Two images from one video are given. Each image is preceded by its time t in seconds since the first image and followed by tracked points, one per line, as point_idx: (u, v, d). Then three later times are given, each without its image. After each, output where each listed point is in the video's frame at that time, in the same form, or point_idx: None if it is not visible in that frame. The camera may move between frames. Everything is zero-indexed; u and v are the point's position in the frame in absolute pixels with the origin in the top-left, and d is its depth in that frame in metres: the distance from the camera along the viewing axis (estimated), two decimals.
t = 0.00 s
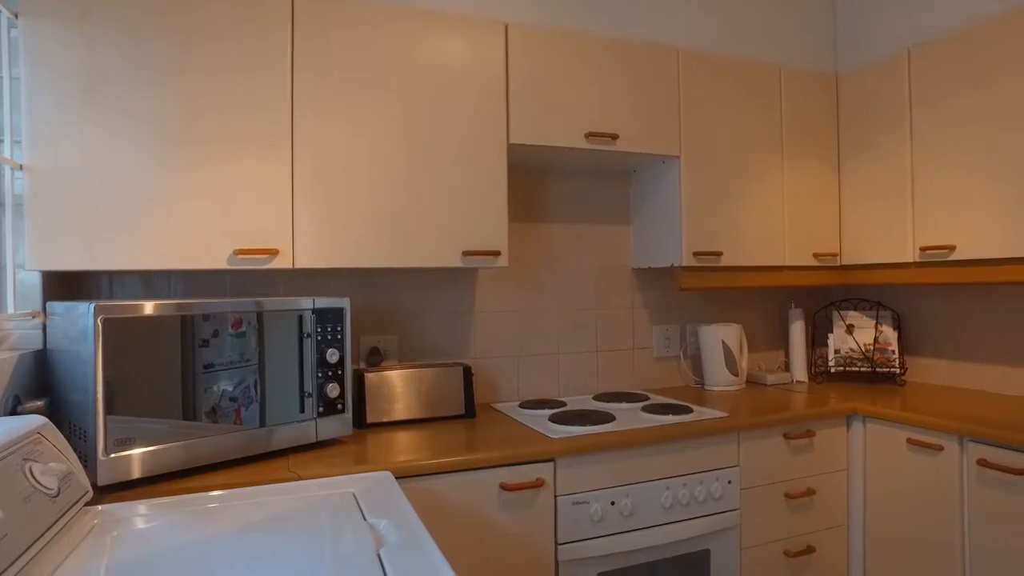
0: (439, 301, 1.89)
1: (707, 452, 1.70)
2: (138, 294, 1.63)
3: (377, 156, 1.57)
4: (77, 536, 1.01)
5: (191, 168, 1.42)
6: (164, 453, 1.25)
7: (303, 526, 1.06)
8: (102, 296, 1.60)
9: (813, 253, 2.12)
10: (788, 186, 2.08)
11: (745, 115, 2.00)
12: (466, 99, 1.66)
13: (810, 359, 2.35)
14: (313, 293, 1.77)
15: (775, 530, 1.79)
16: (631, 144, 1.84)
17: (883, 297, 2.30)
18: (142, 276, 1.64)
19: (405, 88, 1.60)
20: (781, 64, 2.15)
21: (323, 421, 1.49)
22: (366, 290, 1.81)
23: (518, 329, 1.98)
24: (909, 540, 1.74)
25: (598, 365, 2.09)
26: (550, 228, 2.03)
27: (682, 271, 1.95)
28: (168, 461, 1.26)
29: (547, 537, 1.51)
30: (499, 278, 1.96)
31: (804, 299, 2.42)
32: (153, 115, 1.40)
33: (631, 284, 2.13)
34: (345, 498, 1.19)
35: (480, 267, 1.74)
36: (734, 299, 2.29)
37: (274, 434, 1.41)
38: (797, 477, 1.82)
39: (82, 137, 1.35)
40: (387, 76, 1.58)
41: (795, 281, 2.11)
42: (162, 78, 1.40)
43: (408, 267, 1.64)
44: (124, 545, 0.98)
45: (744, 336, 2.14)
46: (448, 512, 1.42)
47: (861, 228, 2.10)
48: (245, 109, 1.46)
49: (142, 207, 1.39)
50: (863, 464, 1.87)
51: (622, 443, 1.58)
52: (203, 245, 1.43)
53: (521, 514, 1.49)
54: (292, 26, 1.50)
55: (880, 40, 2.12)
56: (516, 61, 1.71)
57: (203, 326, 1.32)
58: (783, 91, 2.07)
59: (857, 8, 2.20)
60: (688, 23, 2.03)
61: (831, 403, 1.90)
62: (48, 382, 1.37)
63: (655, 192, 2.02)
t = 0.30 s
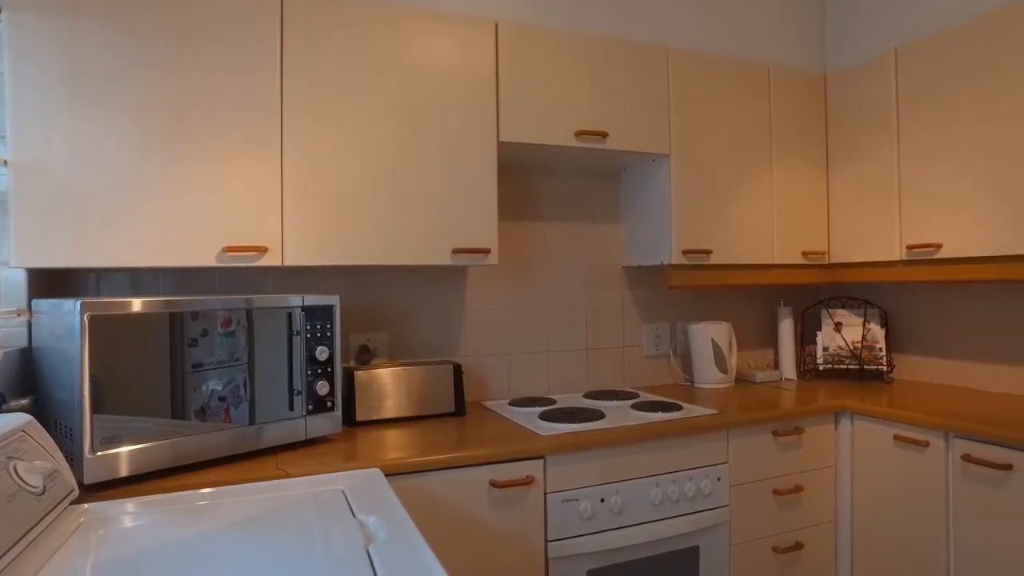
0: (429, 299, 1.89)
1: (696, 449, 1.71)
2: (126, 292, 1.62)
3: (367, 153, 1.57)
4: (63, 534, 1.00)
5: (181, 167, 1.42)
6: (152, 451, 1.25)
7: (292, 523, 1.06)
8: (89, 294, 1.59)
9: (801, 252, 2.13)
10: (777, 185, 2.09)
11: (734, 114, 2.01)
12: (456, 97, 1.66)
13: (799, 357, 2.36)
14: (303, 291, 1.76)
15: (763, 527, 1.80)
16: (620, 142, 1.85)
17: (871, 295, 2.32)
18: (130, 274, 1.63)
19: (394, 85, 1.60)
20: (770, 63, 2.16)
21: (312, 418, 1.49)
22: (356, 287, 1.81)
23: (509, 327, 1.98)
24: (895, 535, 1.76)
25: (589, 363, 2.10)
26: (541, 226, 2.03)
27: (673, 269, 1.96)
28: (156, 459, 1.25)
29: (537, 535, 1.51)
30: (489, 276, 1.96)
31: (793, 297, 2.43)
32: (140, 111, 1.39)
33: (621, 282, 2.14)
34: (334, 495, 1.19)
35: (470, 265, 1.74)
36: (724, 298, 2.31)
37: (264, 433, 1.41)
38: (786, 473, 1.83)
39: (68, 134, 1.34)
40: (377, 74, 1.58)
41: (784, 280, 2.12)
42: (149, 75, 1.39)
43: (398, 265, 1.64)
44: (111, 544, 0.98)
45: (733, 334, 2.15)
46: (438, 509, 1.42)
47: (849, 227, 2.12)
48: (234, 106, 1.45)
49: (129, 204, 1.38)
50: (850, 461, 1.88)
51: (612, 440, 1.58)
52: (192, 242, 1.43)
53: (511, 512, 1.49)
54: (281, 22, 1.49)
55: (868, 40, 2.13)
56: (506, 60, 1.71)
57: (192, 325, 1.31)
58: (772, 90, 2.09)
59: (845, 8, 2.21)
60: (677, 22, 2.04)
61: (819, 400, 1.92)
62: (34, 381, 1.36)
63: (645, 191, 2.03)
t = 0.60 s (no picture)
0: (418, 296, 1.89)
1: (685, 446, 1.72)
2: (112, 289, 1.61)
3: (356, 150, 1.57)
4: (46, 533, 0.99)
5: (168, 163, 1.41)
6: (138, 448, 1.24)
7: (280, 520, 1.06)
8: (74, 291, 1.58)
9: (789, 250, 2.15)
10: (765, 183, 2.10)
11: (722, 113, 2.02)
12: (445, 94, 1.66)
13: (786, 354, 2.38)
14: (291, 288, 1.76)
15: (751, 523, 1.81)
16: (609, 140, 1.85)
17: (857, 293, 2.34)
18: (115, 271, 1.61)
19: (383, 82, 1.59)
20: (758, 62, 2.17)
21: (301, 416, 1.48)
22: (344, 285, 1.80)
23: (498, 325, 1.98)
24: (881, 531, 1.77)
25: (578, 360, 2.10)
26: (530, 224, 2.04)
27: (661, 267, 1.97)
28: (142, 457, 1.24)
29: (525, 531, 1.52)
30: (479, 273, 1.96)
31: (781, 295, 2.45)
32: (126, 107, 1.38)
33: (610, 280, 2.15)
34: (322, 491, 1.19)
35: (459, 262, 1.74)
36: (712, 295, 2.32)
37: (252, 430, 1.40)
38: (773, 469, 1.85)
39: (52, 128, 1.33)
40: (366, 71, 1.58)
41: (771, 277, 2.14)
42: (135, 70, 1.38)
43: (386, 263, 1.64)
44: (97, 541, 0.97)
45: (721, 332, 2.17)
46: (426, 506, 1.42)
47: (836, 225, 2.14)
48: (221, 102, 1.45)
49: (114, 200, 1.37)
50: (837, 457, 1.90)
51: (600, 437, 1.59)
52: (179, 238, 1.42)
53: (500, 509, 1.49)
54: (269, 18, 1.49)
55: (854, 40, 2.15)
56: (495, 57, 1.71)
57: (179, 323, 1.31)
58: (760, 89, 2.10)
59: (832, 8, 2.23)
60: (666, 21, 2.05)
61: (806, 396, 1.93)
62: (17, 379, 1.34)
63: (634, 189, 2.04)
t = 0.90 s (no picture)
0: (407, 293, 1.89)
1: (673, 442, 1.73)
2: (97, 285, 1.60)
3: (344, 146, 1.56)
4: (29, 531, 0.99)
5: (156, 158, 1.40)
6: (124, 446, 1.23)
7: (267, 516, 1.05)
8: (59, 287, 1.57)
9: (776, 247, 2.16)
10: (752, 181, 2.12)
11: (710, 111, 2.03)
12: (434, 91, 1.66)
13: (773, 351, 2.40)
14: (278, 285, 1.75)
15: (738, 518, 1.82)
16: (598, 137, 1.86)
17: (844, 290, 2.36)
18: (101, 268, 1.60)
19: (371, 78, 1.59)
20: (745, 61, 2.19)
21: (289, 413, 1.48)
22: (332, 282, 1.80)
23: (487, 322, 1.99)
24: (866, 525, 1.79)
25: (567, 357, 2.11)
26: (519, 221, 2.04)
27: (649, 264, 1.98)
28: (128, 454, 1.23)
29: (513, 528, 1.52)
30: (467, 270, 1.96)
31: (768, 292, 2.47)
32: (111, 101, 1.36)
33: (598, 277, 2.15)
34: (310, 488, 1.19)
35: (448, 259, 1.74)
36: (700, 292, 2.33)
37: (239, 428, 1.40)
38: (760, 465, 1.86)
39: (35, 122, 1.31)
40: (354, 67, 1.57)
41: (759, 275, 2.15)
42: (120, 64, 1.37)
43: (374, 260, 1.63)
44: (81, 539, 0.97)
45: (709, 329, 2.18)
46: (415, 503, 1.42)
47: (822, 223, 2.15)
48: (208, 97, 1.44)
49: (100, 195, 1.36)
50: (823, 452, 1.92)
51: (589, 433, 1.59)
52: (165, 234, 1.41)
53: (488, 505, 1.49)
54: (257, 14, 1.48)
55: (840, 39, 2.17)
56: (484, 54, 1.71)
57: (166, 322, 1.30)
58: (748, 87, 2.11)
59: (820, 8, 2.25)
60: (655, 19, 2.05)
61: (793, 392, 1.95)
62: None
63: (623, 186, 2.04)
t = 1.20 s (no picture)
0: (393, 289, 1.88)
1: (659, 437, 1.74)
2: (79, 280, 1.58)
3: (329, 141, 1.56)
4: (8, 531, 0.97)
5: (138, 153, 1.39)
6: (105, 443, 1.22)
7: (251, 512, 1.05)
8: (39, 283, 1.55)
9: (761, 244, 2.18)
10: (738, 178, 2.13)
11: (696, 108, 2.04)
12: (420, 87, 1.65)
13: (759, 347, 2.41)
14: (263, 281, 1.74)
15: (723, 513, 1.84)
16: (584, 134, 1.86)
17: (828, 286, 2.38)
18: (83, 263, 1.58)
19: (357, 73, 1.58)
20: (731, 59, 2.20)
21: (274, 409, 1.47)
22: (317, 278, 1.79)
23: (474, 318, 1.99)
24: (849, 518, 1.81)
25: (554, 353, 2.11)
26: (506, 217, 2.04)
27: (636, 260, 1.99)
28: (111, 451, 1.22)
29: (500, 523, 1.52)
30: (454, 266, 1.96)
31: (753, 288, 2.48)
32: (92, 94, 1.35)
33: (585, 274, 2.16)
34: (295, 484, 1.19)
35: (434, 255, 1.74)
36: (686, 289, 2.34)
37: (224, 425, 1.39)
38: (745, 460, 1.88)
39: (13, 115, 1.29)
40: (339, 61, 1.56)
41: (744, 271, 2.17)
42: (101, 57, 1.35)
43: (360, 255, 1.63)
44: (62, 538, 0.96)
45: (695, 325, 2.19)
46: (401, 499, 1.42)
47: (807, 219, 2.17)
48: (191, 92, 1.42)
49: (81, 190, 1.34)
50: (807, 446, 1.93)
51: (575, 429, 1.60)
52: (148, 229, 1.39)
53: (475, 500, 1.50)
54: (241, 8, 1.47)
55: (823, 37, 2.18)
56: (470, 50, 1.71)
57: (150, 319, 1.29)
58: (734, 85, 2.13)
59: (805, 6, 2.26)
60: (642, 16, 2.06)
61: (777, 388, 1.96)
62: None
63: (610, 183, 2.05)
